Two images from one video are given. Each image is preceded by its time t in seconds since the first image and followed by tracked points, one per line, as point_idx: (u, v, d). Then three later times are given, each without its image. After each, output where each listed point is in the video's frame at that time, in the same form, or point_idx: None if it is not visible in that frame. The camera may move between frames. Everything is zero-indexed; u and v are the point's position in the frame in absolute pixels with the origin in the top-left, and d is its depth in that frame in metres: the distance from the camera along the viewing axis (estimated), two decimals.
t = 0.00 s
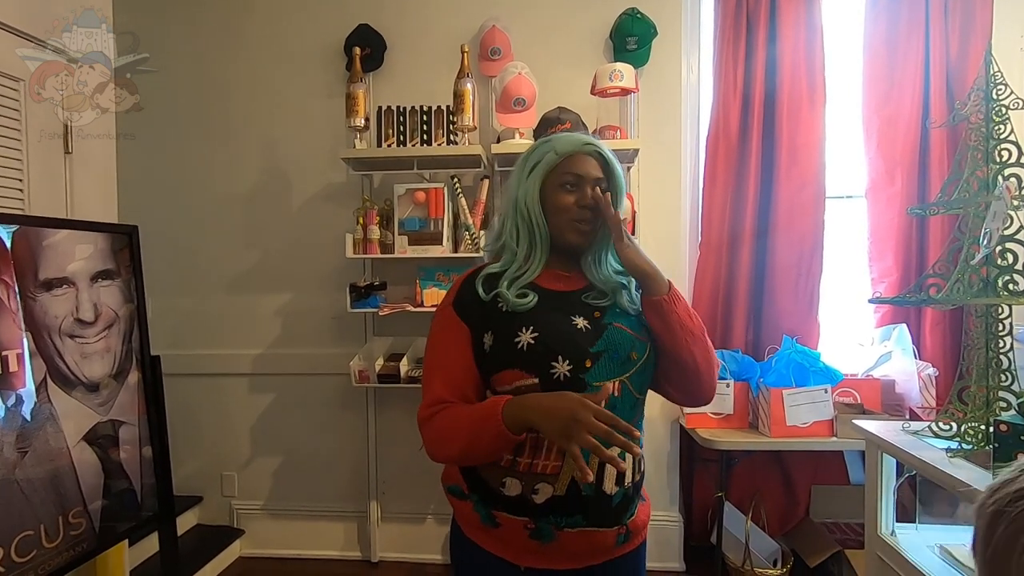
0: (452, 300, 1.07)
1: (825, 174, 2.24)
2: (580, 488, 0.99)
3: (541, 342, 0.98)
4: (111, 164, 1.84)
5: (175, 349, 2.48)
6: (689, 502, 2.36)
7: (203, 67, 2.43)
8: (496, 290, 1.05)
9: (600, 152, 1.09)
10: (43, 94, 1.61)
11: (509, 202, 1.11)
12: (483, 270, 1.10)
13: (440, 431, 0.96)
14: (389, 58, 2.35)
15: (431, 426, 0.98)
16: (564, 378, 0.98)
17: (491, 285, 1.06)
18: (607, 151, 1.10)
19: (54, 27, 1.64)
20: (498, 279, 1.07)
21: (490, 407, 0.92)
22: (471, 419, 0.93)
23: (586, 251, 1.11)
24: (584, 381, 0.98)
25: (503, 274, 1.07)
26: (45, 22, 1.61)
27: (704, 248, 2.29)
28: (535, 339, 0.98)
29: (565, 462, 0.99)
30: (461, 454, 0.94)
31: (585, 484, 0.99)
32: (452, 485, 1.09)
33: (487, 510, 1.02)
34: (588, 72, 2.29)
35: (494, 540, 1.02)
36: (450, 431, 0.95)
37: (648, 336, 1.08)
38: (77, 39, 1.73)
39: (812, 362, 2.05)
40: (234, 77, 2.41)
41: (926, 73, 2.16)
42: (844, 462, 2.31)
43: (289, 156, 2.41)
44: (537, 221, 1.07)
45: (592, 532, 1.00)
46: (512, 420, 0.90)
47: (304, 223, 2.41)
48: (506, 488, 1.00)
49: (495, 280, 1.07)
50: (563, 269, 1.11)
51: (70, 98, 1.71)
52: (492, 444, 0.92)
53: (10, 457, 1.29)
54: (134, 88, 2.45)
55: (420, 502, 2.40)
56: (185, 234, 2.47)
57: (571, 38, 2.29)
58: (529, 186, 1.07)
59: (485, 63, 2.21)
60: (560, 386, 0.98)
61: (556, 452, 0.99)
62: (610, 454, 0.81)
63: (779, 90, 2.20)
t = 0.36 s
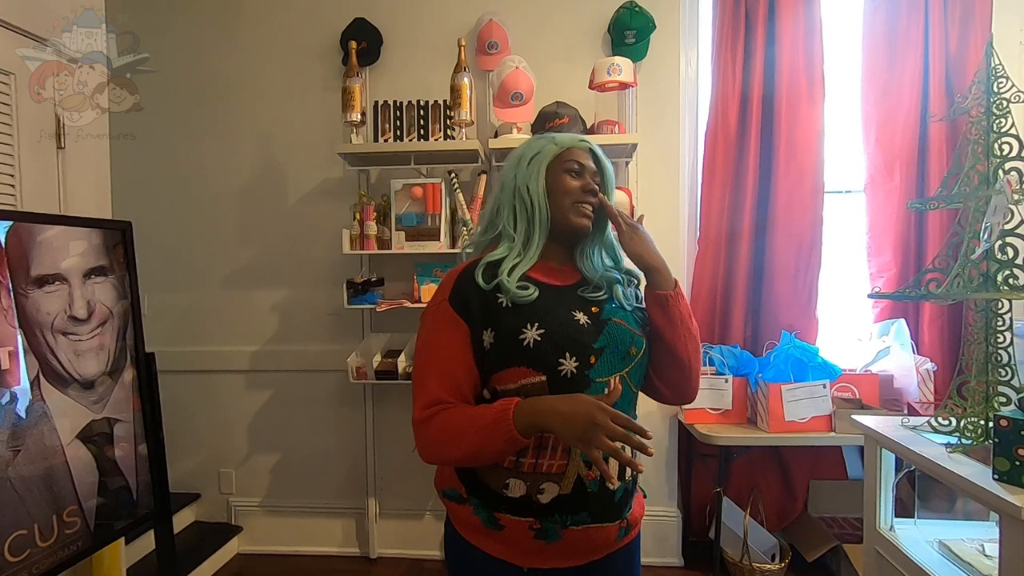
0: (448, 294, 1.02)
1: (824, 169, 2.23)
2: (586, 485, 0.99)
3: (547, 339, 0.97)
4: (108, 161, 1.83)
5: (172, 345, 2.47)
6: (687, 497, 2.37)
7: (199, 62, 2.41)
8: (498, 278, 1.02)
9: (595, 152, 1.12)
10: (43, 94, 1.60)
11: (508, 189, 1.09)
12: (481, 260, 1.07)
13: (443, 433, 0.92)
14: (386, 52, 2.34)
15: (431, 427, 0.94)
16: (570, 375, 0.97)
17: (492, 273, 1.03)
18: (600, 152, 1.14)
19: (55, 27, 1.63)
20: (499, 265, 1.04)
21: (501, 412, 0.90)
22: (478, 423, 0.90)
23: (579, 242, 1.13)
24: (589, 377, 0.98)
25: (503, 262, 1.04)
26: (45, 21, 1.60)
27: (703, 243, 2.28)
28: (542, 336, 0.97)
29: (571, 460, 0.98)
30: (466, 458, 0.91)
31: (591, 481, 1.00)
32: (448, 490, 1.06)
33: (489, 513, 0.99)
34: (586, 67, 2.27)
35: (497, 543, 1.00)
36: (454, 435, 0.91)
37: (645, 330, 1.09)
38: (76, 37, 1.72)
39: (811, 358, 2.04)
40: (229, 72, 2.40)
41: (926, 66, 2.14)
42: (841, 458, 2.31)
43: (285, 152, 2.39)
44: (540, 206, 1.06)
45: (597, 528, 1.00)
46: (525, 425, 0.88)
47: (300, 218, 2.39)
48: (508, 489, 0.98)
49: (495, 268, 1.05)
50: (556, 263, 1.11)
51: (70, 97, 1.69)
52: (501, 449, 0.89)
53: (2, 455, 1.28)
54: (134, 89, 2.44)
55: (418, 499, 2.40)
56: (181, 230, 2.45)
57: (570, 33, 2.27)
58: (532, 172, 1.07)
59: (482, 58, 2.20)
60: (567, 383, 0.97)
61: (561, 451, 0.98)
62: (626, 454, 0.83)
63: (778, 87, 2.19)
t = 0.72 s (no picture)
0: (446, 296, 0.98)
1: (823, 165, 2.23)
2: (584, 479, 0.99)
3: (548, 335, 0.97)
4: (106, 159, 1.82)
5: (170, 342, 2.46)
6: (685, 493, 2.38)
7: (197, 58, 2.39)
8: (494, 285, 0.99)
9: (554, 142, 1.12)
10: (43, 94, 1.59)
11: (484, 193, 1.06)
12: (472, 266, 1.02)
13: (485, 442, 0.89)
14: (383, 47, 2.32)
15: (469, 436, 0.89)
16: (571, 370, 0.97)
17: (488, 282, 1.00)
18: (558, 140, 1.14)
19: (55, 28, 1.63)
20: (492, 274, 1.00)
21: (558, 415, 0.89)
22: (534, 427, 0.89)
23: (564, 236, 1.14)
24: (589, 371, 0.98)
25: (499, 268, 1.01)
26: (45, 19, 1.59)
27: (702, 239, 2.28)
28: (542, 332, 0.97)
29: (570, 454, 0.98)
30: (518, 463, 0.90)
31: (589, 475, 0.99)
32: (441, 491, 1.04)
33: (486, 512, 0.99)
34: (586, 62, 2.27)
35: (495, 542, 0.99)
36: (505, 442, 0.89)
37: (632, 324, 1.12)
38: (76, 38, 1.71)
39: (809, 353, 2.05)
40: (226, 67, 2.38)
41: (925, 62, 2.14)
42: (839, 452, 2.31)
43: (283, 147, 2.38)
44: (525, 206, 1.05)
45: (595, 522, 1.01)
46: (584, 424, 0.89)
47: (298, 214, 2.38)
48: (506, 487, 0.97)
49: (487, 277, 1.01)
50: (546, 257, 1.11)
51: (70, 97, 1.69)
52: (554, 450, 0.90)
53: None
54: (134, 89, 2.42)
55: (416, 495, 2.40)
56: (178, 226, 2.44)
57: (570, 27, 2.26)
58: (511, 172, 1.05)
59: (480, 52, 2.19)
60: (568, 378, 0.97)
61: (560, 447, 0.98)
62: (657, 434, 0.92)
63: (778, 84, 2.18)
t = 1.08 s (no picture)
0: (441, 297, 0.96)
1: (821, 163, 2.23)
2: (574, 476, 1.00)
3: (546, 340, 0.97)
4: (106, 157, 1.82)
5: (168, 339, 2.46)
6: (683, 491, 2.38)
7: (196, 55, 2.38)
8: (491, 290, 0.98)
9: (544, 134, 1.11)
10: (43, 94, 1.59)
11: (475, 195, 1.05)
12: (467, 267, 1.00)
13: (475, 448, 0.90)
14: (382, 44, 2.32)
15: (459, 442, 0.90)
16: (566, 373, 0.98)
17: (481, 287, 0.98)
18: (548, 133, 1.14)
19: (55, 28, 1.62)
20: (489, 277, 0.98)
21: (548, 423, 0.92)
22: (523, 434, 0.91)
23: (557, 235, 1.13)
24: (582, 372, 1.00)
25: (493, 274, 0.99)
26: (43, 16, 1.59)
27: (701, 237, 2.29)
28: (540, 336, 0.97)
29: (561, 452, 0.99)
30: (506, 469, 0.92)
31: (578, 472, 1.00)
32: (430, 491, 1.04)
33: (477, 511, 0.99)
34: (585, 60, 2.27)
35: (486, 540, 0.99)
36: (495, 448, 0.90)
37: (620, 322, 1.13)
38: (76, 38, 1.70)
39: (807, 351, 2.05)
40: (225, 64, 2.38)
41: (925, 60, 2.14)
42: (836, 451, 2.32)
43: (281, 144, 2.37)
44: (516, 209, 1.04)
45: (585, 518, 1.01)
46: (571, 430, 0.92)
47: (297, 212, 2.38)
48: (498, 486, 0.97)
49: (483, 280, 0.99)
50: (537, 257, 1.10)
51: (70, 96, 1.68)
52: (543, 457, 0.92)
53: None
54: (134, 88, 2.42)
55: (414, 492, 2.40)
56: (176, 223, 2.44)
57: (570, 25, 2.26)
58: (501, 175, 1.04)
59: (479, 49, 2.19)
60: (563, 382, 0.98)
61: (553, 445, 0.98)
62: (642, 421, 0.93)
63: (777, 81, 2.18)
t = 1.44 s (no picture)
0: (428, 301, 0.98)
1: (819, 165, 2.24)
2: (562, 481, 1.00)
3: (532, 346, 0.97)
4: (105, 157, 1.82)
5: (166, 340, 2.46)
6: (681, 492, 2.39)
7: (196, 56, 2.38)
8: (478, 298, 0.98)
9: (545, 138, 1.11)
10: (42, 93, 1.59)
11: (470, 198, 1.05)
12: (456, 272, 1.01)
13: (458, 450, 0.90)
14: (381, 45, 2.32)
15: (442, 444, 0.90)
16: (553, 379, 0.98)
17: (469, 294, 0.98)
18: (549, 137, 1.13)
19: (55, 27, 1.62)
20: (477, 284, 0.99)
21: (533, 428, 0.92)
22: (507, 437, 0.91)
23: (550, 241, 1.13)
24: (569, 378, 1.00)
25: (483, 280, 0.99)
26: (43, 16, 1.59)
27: (699, 239, 2.29)
28: (526, 343, 0.97)
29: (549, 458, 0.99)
30: (490, 475, 0.91)
31: (566, 477, 1.01)
32: (418, 493, 1.04)
33: (465, 514, 0.99)
34: (584, 62, 2.27)
35: (474, 543, 0.99)
36: (479, 450, 0.90)
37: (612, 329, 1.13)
38: (76, 38, 1.70)
39: (805, 354, 2.05)
40: (224, 65, 2.38)
41: (922, 63, 2.15)
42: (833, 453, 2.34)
43: (280, 145, 2.37)
44: (509, 214, 1.04)
45: (572, 522, 1.02)
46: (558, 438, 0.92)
47: (296, 212, 2.38)
48: (487, 490, 0.98)
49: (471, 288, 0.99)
50: (527, 262, 1.10)
51: (70, 97, 1.69)
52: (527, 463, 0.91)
53: None
54: (134, 88, 2.42)
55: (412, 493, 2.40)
56: (175, 224, 2.43)
57: (569, 27, 2.26)
58: (498, 179, 1.04)
59: (479, 51, 2.19)
60: (550, 388, 0.98)
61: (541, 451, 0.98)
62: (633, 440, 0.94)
63: (775, 82, 2.19)
